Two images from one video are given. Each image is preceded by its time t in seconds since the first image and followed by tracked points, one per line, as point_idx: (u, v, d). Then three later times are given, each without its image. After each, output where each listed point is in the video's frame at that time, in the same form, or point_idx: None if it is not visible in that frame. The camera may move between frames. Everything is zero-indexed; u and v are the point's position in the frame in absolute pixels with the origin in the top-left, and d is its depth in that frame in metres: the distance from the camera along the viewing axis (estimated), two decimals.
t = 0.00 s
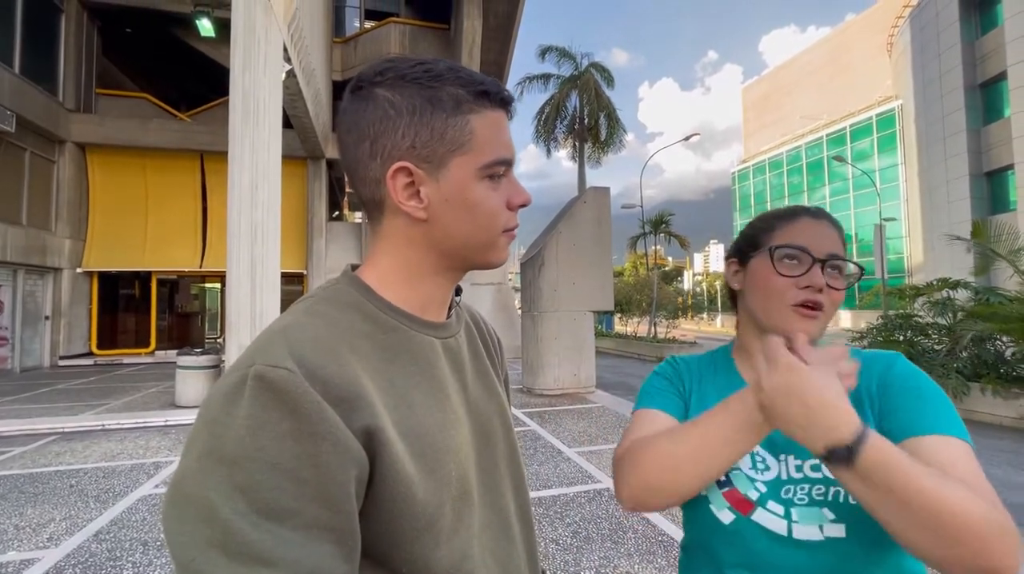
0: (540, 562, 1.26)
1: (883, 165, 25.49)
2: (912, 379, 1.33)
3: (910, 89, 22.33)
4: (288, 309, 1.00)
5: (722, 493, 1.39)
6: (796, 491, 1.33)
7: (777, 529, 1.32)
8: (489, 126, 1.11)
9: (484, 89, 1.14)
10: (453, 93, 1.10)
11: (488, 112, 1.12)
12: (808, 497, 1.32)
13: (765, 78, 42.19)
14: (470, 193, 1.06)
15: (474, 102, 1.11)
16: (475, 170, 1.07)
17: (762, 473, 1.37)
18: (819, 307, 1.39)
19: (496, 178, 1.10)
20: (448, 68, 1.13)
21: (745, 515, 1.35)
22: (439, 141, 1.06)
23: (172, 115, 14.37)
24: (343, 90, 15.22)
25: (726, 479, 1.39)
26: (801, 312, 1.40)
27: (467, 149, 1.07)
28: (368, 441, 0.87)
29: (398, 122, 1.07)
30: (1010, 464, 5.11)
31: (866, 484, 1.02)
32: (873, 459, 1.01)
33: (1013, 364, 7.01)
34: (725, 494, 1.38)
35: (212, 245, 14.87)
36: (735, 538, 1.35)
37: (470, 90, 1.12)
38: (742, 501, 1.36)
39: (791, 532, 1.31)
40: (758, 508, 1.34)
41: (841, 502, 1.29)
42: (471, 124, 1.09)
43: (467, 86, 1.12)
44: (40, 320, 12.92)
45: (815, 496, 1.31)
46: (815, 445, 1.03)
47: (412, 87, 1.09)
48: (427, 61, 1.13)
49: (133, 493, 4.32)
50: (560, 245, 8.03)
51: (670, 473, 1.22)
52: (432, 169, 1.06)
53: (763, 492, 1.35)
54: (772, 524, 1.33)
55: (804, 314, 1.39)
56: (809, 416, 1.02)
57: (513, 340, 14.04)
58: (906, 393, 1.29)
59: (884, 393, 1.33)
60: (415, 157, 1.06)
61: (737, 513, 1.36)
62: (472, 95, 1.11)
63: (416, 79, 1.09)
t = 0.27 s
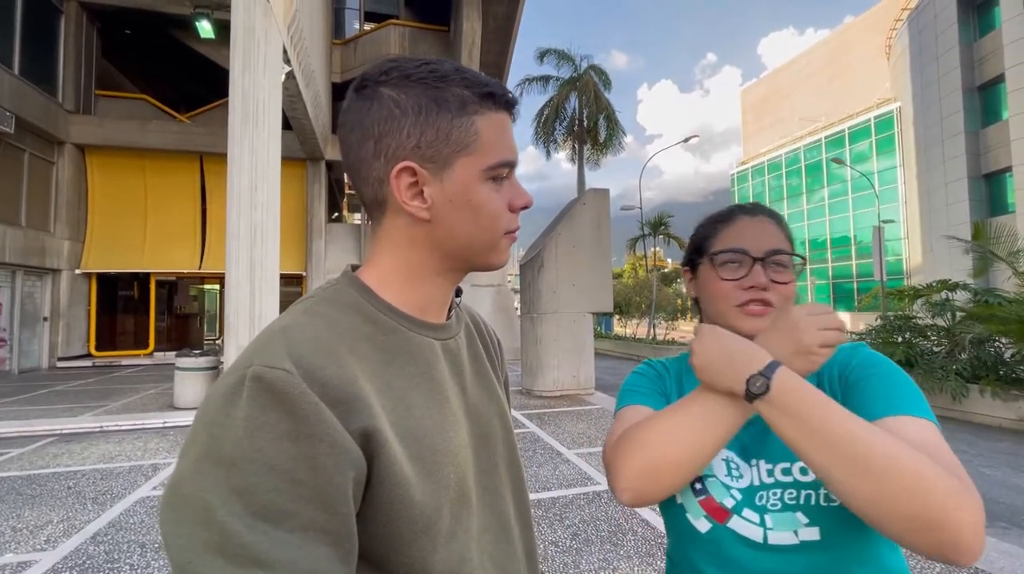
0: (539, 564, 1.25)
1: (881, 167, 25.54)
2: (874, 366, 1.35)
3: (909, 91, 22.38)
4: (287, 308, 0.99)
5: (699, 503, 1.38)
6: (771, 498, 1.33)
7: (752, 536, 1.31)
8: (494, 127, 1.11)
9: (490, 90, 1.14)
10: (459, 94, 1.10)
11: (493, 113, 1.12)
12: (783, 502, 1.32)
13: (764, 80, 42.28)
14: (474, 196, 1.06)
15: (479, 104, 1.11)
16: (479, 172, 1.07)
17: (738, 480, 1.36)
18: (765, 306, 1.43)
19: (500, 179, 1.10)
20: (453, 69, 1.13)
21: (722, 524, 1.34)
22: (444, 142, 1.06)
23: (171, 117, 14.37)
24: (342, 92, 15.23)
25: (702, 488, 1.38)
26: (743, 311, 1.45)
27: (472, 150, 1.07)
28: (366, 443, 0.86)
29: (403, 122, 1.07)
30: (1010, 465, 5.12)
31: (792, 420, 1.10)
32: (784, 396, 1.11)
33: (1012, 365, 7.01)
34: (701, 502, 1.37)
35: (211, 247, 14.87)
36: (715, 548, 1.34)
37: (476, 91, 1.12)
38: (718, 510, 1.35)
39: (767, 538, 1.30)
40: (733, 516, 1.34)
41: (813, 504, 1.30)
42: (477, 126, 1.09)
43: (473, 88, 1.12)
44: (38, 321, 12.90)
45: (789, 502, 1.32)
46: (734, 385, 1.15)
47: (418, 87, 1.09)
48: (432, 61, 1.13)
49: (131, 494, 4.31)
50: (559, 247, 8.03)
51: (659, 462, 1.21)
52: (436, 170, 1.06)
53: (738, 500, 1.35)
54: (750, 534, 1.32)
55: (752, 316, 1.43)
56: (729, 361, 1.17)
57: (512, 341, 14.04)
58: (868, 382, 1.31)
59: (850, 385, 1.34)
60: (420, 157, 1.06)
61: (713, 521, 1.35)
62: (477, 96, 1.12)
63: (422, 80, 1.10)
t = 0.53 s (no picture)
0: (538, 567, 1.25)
1: (882, 169, 25.54)
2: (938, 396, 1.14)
3: (909, 93, 22.39)
4: (287, 310, 0.99)
5: (679, 498, 1.44)
6: (747, 503, 1.31)
7: (728, 537, 1.33)
8: (501, 135, 1.11)
9: (499, 97, 1.14)
10: (468, 99, 1.09)
11: (501, 120, 1.12)
12: (759, 510, 1.28)
13: (764, 82, 42.33)
14: (477, 201, 1.06)
15: (488, 109, 1.11)
16: (483, 177, 1.07)
17: (718, 478, 1.37)
18: (718, 325, 1.38)
19: (504, 186, 1.10)
20: (464, 73, 1.12)
21: (699, 521, 1.39)
22: (451, 146, 1.06)
23: (172, 117, 14.40)
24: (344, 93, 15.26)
25: (683, 485, 1.44)
26: (711, 335, 1.41)
27: (477, 157, 1.07)
28: (364, 449, 0.86)
29: (410, 124, 1.06)
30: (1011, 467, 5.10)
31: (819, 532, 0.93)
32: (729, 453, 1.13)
33: (1013, 367, 7.01)
34: (682, 498, 1.44)
35: (212, 248, 14.88)
36: (696, 542, 1.41)
37: (485, 97, 1.11)
38: (696, 507, 1.40)
39: (742, 542, 1.31)
40: (710, 514, 1.37)
41: (789, 523, 1.24)
42: (485, 132, 1.09)
43: (483, 94, 1.12)
44: (39, 321, 12.91)
45: (764, 510, 1.28)
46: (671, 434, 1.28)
47: (427, 89, 1.08)
48: (443, 65, 1.12)
49: (131, 495, 4.31)
50: (560, 248, 8.04)
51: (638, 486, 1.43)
52: (441, 174, 1.06)
53: (714, 498, 1.37)
54: (724, 533, 1.34)
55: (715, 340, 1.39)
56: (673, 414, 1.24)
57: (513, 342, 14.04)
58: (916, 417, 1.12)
59: (895, 414, 1.16)
60: (425, 159, 1.06)
61: (693, 518, 1.41)
62: (486, 102, 1.11)
63: (432, 82, 1.09)
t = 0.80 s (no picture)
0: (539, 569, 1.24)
1: (884, 170, 25.48)
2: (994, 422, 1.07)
3: (911, 94, 22.36)
4: (286, 312, 0.99)
5: (705, 501, 1.52)
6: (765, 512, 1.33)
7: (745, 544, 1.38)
8: (493, 127, 1.11)
9: (489, 89, 1.13)
10: (457, 92, 1.09)
11: (492, 112, 1.12)
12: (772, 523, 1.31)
13: (765, 83, 42.30)
14: (473, 195, 1.06)
15: (478, 101, 1.11)
16: (478, 170, 1.06)
17: (741, 487, 1.41)
18: (776, 328, 1.38)
19: (500, 179, 1.10)
20: (452, 67, 1.12)
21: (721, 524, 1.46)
22: (443, 141, 1.05)
23: (174, 118, 14.43)
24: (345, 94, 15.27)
25: (711, 489, 1.51)
26: (767, 337, 1.42)
27: (468, 151, 1.06)
28: (367, 450, 0.86)
29: (400, 121, 1.07)
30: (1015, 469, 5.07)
31: None
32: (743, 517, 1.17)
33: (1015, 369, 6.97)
34: (706, 502, 1.51)
35: (214, 248, 14.90)
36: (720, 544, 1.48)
37: (475, 89, 1.11)
38: (718, 512, 1.47)
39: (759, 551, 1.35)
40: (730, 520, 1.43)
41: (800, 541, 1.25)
42: (475, 125, 1.08)
43: (472, 86, 1.11)
44: (41, 321, 12.94)
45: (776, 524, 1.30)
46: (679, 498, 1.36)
47: (415, 86, 1.09)
48: (430, 59, 1.12)
49: (131, 495, 4.31)
50: (561, 249, 8.03)
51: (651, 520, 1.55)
52: (435, 170, 1.06)
53: (735, 505, 1.41)
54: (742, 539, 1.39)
55: (770, 342, 1.40)
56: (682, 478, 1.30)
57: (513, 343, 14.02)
58: (966, 449, 1.07)
59: (940, 443, 1.12)
60: (417, 155, 1.06)
61: (716, 522, 1.48)
62: (476, 94, 1.11)
63: (420, 78, 1.09)
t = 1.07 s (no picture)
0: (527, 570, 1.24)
1: (877, 175, 25.68)
2: None
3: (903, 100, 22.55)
4: (275, 313, 0.99)
5: (716, 501, 1.55)
6: (777, 521, 1.36)
7: (754, 548, 1.41)
8: (485, 131, 1.10)
9: (481, 93, 1.13)
10: (448, 95, 1.09)
11: (482, 117, 1.12)
12: (784, 532, 1.33)
13: (759, 88, 42.58)
14: (460, 199, 1.06)
15: (468, 105, 1.10)
16: (466, 175, 1.06)
17: (755, 491, 1.44)
18: (800, 328, 1.40)
19: (488, 184, 1.09)
20: (444, 71, 1.12)
21: (732, 525, 1.49)
22: (431, 145, 1.05)
23: (169, 119, 14.37)
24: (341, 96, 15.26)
25: (724, 490, 1.54)
26: (789, 337, 1.43)
27: (456, 154, 1.06)
28: (355, 452, 0.86)
29: (389, 123, 1.07)
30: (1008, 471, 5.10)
31: None
32: None
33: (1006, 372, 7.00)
34: (718, 503, 1.54)
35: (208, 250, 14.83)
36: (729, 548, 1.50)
37: (466, 93, 1.11)
38: (729, 515, 1.49)
39: (767, 555, 1.38)
40: (741, 523, 1.45)
41: (809, 552, 1.27)
42: (464, 128, 1.08)
43: (463, 89, 1.11)
44: (32, 324, 12.82)
45: (788, 534, 1.32)
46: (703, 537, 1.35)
47: (406, 88, 1.09)
48: (422, 62, 1.13)
49: (122, 500, 4.27)
50: (556, 251, 8.04)
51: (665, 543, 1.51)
52: (422, 173, 1.06)
53: (747, 509, 1.44)
54: (752, 544, 1.42)
55: (793, 340, 1.42)
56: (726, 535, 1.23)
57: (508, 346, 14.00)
58: (995, 474, 1.07)
59: (967, 466, 1.12)
60: (405, 159, 1.06)
61: (727, 524, 1.50)
62: (467, 98, 1.11)
63: (410, 81, 1.09)
